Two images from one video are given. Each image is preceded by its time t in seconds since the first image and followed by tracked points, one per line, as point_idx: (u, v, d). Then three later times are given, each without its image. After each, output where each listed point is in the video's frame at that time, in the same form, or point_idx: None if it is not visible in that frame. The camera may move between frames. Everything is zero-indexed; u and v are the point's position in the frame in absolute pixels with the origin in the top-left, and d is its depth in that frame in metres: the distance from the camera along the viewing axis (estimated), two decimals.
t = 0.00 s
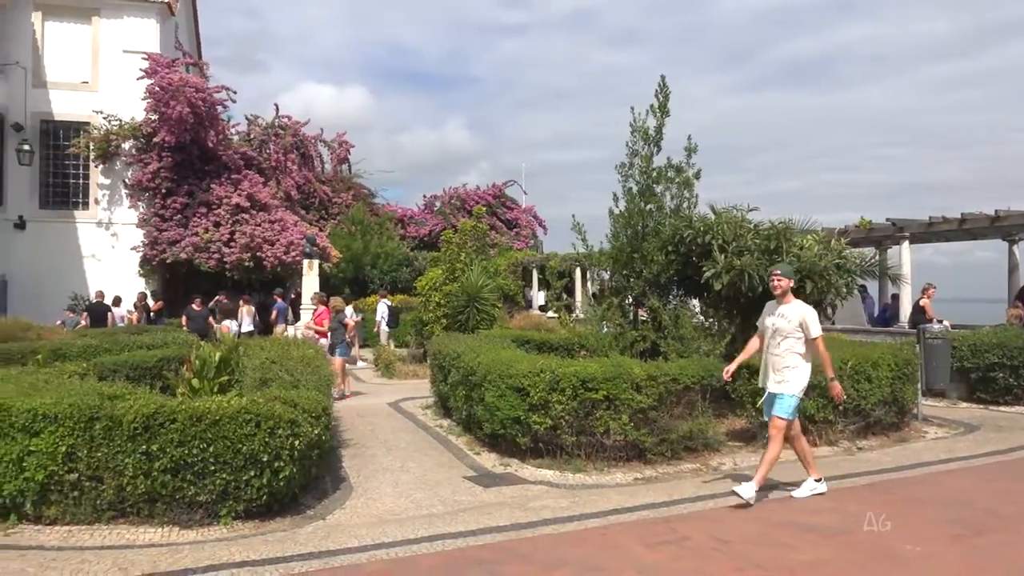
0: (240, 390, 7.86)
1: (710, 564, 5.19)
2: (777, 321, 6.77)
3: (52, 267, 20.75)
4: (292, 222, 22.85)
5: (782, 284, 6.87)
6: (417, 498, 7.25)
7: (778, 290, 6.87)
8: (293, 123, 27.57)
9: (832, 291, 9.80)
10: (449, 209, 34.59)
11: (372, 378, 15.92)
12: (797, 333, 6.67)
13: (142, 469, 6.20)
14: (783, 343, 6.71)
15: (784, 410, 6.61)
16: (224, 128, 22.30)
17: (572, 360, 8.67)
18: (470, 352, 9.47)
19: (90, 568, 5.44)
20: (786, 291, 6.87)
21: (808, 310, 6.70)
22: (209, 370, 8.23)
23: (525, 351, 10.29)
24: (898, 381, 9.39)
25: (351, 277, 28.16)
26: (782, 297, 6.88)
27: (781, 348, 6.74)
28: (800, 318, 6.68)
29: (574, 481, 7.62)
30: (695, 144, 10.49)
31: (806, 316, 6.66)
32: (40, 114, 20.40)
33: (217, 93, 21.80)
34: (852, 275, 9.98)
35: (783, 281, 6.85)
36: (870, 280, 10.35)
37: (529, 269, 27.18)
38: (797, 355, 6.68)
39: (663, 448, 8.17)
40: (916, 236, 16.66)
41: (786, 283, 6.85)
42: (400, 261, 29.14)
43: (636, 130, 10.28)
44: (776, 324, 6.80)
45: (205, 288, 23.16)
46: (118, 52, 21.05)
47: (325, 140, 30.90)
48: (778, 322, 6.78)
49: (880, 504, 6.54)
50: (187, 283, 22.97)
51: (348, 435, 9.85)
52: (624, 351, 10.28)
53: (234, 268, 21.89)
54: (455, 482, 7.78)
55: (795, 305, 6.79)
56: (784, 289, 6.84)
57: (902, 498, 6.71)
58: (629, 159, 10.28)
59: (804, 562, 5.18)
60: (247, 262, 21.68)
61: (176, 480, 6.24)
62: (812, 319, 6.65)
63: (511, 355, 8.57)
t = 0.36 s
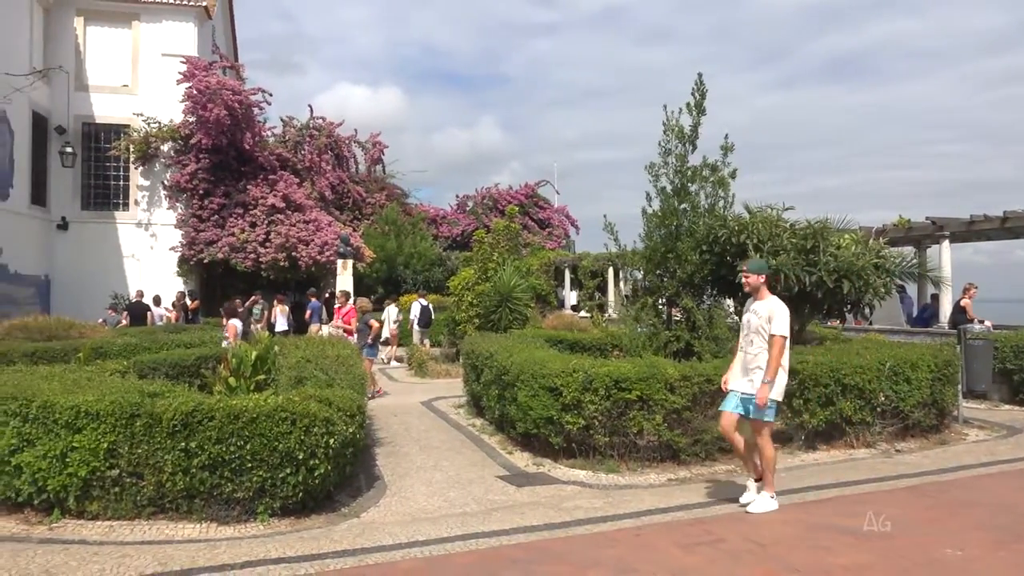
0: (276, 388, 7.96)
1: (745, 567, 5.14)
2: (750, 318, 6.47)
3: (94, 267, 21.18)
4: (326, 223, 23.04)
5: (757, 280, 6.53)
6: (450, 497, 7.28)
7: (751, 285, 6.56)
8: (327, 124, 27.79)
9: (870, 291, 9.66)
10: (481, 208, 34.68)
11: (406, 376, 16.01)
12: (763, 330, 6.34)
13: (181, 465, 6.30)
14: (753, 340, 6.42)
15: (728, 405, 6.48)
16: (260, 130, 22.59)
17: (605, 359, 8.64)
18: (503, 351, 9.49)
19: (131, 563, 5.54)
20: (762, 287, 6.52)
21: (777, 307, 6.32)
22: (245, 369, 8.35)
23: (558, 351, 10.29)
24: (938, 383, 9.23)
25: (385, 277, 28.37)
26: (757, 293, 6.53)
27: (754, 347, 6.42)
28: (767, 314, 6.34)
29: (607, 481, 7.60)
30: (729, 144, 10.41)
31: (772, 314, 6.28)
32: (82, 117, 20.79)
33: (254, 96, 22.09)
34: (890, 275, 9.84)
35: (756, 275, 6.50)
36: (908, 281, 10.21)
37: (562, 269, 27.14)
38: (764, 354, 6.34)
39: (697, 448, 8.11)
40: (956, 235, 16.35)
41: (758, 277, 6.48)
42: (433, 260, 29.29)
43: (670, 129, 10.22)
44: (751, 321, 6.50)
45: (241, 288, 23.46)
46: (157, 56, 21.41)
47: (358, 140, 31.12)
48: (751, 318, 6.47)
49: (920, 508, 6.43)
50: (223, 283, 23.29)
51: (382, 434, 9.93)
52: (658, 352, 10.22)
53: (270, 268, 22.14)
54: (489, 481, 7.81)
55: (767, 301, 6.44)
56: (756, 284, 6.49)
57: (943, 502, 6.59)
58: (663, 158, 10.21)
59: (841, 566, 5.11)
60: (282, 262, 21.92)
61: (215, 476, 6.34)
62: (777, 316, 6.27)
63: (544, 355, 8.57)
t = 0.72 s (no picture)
0: (305, 388, 8.02)
1: (776, 570, 5.10)
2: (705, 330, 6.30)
3: (127, 268, 21.53)
4: (354, 224, 23.16)
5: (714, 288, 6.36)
6: (478, 497, 7.30)
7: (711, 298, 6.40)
8: (355, 126, 27.96)
9: (903, 291, 9.51)
10: (508, 209, 34.72)
11: (433, 377, 16.07)
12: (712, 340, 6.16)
13: (213, 464, 6.38)
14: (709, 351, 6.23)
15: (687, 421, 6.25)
16: (289, 132, 22.80)
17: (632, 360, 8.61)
18: (530, 352, 9.49)
19: (164, 560, 5.61)
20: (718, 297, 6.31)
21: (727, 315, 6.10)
22: (275, 369, 8.43)
23: (585, 351, 10.27)
24: (972, 384, 9.07)
25: (412, 278, 28.50)
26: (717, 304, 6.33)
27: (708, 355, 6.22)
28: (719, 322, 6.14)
29: (635, 482, 7.58)
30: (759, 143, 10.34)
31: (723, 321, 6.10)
32: (116, 121, 21.15)
33: (283, 98, 22.32)
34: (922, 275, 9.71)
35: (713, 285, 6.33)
36: (942, 281, 10.04)
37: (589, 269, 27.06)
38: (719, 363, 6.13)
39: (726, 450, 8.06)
40: (991, 234, 16.07)
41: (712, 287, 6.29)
42: (460, 261, 29.38)
43: (699, 128, 10.17)
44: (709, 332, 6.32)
45: (270, 288, 23.70)
46: (188, 60, 21.70)
47: (386, 142, 31.28)
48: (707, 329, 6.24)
49: (955, 512, 6.32)
50: (252, 284, 23.53)
51: (411, 434, 9.98)
52: (686, 352, 10.13)
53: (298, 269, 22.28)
54: (516, 482, 7.81)
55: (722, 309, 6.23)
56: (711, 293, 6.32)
57: (978, 506, 6.48)
58: (692, 157, 10.16)
59: (875, 570, 5.05)
60: (311, 263, 22.08)
61: (246, 475, 6.41)
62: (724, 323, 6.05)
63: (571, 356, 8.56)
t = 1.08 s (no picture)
0: (334, 386, 8.09)
1: (805, 572, 5.05)
2: (658, 330, 6.17)
3: (158, 266, 21.82)
4: (382, 223, 23.26)
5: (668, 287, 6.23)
6: (505, 496, 7.30)
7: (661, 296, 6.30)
8: (382, 126, 28.10)
9: (936, 291, 9.37)
10: (535, 208, 34.69)
11: (460, 376, 16.11)
12: (675, 343, 6.04)
13: (243, 460, 6.45)
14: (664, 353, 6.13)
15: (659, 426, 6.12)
16: (317, 132, 22.96)
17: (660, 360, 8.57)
18: (557, 351, 9.47)
19: (195, 555, 5.68)
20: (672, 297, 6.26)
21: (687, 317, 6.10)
22: (304, 366, 8.49)
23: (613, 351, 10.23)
24: (1007, 386, 8.91)
25: (439, 277, 28.59)
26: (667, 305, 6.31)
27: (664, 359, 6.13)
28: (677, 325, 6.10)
29: (663, 483, 7.54)
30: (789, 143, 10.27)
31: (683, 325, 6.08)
32: (148, 121, 21.48)
33: (312, 98, 22.48)
34: (956, 275, 9.56)
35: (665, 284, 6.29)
36: (976, 281, 9.89)
37: (615, 269, 26.94)
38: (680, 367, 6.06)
39: (756, 451, 7.99)
40: None
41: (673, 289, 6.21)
42: (486, 260, 29.41)
43: (729, 127, 10.10)
44: (658, 332, 6.23)
45: (299, 287, 23.91)
46: (218, 61, 21.95)
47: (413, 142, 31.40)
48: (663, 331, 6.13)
49: (989, 515, 6.22)
50: (280, 283, 23.70)
51: (438, 432, 10.01)
52: (715, 353, 10.03)
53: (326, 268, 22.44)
54: (543, 481, 7.81)
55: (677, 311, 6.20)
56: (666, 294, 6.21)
57: (1013, 510, 6.36)
58: (721, 156, 10.10)
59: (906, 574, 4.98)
60: (339, 261, 22.21)
61: (275, 472, 6.47)
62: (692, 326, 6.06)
63: (599, 355, 8.53)
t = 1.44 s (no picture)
0: (364, 385, 8.14)
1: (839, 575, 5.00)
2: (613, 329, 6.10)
3: (191, 265, 22.11)
4: (411, 223, 23.37)
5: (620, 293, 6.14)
6: (534, 496, 7.30)
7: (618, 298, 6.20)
8: (411, 126, 28.20)
9: (973, 292, 9.22)
10: (563, 207, 34.63)
11: (489, 375, 16.13)
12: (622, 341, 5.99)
13: (276, 458, 6.52)
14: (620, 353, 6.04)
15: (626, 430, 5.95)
16: (347, 132, 23.14)
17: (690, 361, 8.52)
18: (586, 351, 9.44)
19: (229, 551, 5.75)
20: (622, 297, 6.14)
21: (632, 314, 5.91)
22: (335, 365, 8.54)
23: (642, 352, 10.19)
24: None
25: (467, 276, 28.65)
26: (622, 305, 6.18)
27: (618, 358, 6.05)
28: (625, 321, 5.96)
29: (693, 484, 7.50)
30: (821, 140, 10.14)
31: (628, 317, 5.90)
32: (181, 123, 21.77)
33: (342, 99, 22.66)
34: (994, 275, 9.40)
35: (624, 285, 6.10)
36: (1014, 281, 9.71)
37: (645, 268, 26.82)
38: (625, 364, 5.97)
39: (787, 453, 7.92)
40: None
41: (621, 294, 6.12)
42: (514, 260, 29.41)
43: (761, 125, 10.00)
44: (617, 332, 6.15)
45: (329, 287, 24.10)
46: (250, 62, 22.19)
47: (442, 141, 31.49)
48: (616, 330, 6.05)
49: None
50: (310, 282, 23.88)
51: (467, 432, 10.03)
52: (745, 353, 9.93)
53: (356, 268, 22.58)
54: (573, 481, 7.79)
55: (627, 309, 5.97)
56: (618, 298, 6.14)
57: None
58: (752, 155, 10.01)
59: None
60: (368, 261, 22.34)
61: (307, 470, 6.53)
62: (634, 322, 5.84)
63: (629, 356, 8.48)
